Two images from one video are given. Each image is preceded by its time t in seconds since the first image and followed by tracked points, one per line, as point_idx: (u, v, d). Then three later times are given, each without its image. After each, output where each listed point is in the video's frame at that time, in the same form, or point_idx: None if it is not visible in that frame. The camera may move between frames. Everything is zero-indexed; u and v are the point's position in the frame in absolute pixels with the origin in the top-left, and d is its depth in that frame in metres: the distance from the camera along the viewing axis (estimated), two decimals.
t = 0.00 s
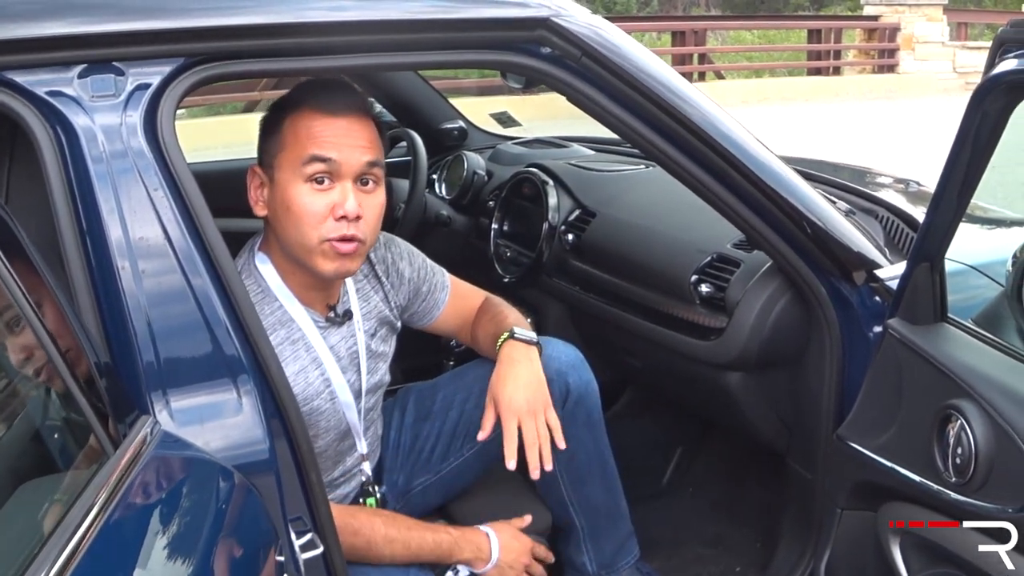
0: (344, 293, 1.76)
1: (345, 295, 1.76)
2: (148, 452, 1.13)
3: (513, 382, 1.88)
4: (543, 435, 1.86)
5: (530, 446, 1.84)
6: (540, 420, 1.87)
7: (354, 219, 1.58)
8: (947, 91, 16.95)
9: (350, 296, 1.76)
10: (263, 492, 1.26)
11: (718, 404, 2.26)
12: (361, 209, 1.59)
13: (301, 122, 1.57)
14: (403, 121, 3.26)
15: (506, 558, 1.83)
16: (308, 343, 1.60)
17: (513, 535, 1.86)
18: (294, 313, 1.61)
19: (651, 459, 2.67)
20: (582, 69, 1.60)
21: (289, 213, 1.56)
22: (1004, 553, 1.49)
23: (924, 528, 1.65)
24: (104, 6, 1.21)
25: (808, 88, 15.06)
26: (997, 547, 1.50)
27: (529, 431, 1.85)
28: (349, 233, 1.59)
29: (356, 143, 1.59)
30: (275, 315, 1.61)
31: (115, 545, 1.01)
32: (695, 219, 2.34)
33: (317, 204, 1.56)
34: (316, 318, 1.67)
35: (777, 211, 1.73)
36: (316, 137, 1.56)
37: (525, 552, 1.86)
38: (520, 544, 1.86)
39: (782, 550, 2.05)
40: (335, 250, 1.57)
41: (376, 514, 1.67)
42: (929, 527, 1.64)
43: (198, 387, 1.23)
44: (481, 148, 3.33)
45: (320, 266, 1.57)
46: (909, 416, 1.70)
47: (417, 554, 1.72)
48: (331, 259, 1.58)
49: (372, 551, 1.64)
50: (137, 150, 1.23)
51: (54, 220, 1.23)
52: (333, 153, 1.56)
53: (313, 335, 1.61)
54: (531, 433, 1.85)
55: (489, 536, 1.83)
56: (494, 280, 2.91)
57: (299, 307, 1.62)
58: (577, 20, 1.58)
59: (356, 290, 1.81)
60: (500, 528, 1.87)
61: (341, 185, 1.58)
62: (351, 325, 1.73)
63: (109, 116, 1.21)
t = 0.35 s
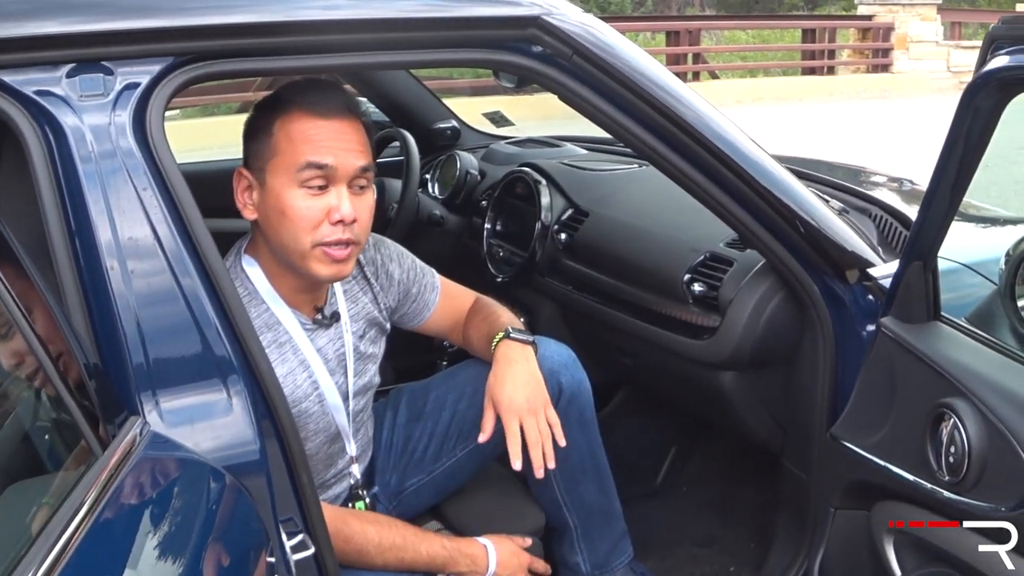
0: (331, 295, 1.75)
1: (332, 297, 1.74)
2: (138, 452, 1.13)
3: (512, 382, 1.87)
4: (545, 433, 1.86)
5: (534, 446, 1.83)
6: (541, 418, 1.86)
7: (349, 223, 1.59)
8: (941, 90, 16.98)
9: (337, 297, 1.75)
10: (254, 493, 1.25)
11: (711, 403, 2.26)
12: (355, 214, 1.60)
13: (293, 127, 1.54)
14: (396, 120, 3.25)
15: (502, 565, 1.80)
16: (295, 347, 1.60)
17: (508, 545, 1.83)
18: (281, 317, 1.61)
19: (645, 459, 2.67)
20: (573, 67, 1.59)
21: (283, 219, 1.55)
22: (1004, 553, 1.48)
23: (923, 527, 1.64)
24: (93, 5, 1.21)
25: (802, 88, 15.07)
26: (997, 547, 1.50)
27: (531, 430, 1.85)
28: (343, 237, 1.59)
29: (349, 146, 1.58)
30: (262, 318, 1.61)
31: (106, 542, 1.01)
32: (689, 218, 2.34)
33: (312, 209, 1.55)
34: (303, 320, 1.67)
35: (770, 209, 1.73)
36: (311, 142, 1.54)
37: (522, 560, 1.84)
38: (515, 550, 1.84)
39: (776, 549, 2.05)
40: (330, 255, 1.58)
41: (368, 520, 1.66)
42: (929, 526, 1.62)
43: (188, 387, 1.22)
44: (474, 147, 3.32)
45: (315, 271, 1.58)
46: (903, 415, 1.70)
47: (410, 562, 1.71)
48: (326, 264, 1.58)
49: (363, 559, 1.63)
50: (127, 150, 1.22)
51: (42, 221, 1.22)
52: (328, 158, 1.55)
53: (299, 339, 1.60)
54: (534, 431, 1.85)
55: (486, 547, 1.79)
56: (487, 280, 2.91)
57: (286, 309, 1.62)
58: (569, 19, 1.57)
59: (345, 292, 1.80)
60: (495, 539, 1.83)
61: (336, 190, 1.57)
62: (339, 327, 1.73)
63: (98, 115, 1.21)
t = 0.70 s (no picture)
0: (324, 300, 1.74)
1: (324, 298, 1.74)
2: (135, 456, 1.12)
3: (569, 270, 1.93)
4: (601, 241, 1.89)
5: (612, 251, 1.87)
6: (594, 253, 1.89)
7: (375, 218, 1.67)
8: (937, 90, 17.00)
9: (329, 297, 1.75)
10: (251, 497, 1.25)
11: (709, 405, 2.25)
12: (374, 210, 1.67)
13: (326, 140, 1.56)
14: (392, 122, 3.25)
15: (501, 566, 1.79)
16: (290, 350, 1.59)
17: (507, 547, 1.82)
18: (275, 319, 1.60)
19: (642, 461, 2.67)
20: (571, 69, 1.59)
21: (330, 231, 1.58)
22: (1005, 553, 1.48)
23: (923, 528, 1.63)
24: (88, 8, 1.20)
25: (798, 89, 15.09)
26: (997, 547, 1.49)
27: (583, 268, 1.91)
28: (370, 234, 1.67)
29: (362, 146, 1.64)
30: (258, 323, 1.60)
31: (103, 545, 1.00)
32: (686, 220, 2.34)
33: (353, 216, 1.60)
34: (297, 323, 1.66)
35: (767, 211, 1.72)
36: (344, 153, 1.58)
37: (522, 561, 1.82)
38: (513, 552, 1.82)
39: (774, 551, 2.05)
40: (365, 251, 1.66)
41: (367, 523, 1.66)
42: (929, 527, 1.62)
43: (186, 391, 1.22)
44: (471, 149, 3.32)
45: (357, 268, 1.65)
46: (901, 416, 1.70)
47: (409, 565, 1.71)
48: (358, 259, 1.66)
49: (360, 561, 1.63)
50: (123, 153, 1.21)
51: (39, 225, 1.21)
52: (359, 165, 1.60)
53: (294, 342, 1.59)
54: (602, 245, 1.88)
55: (483, 549, 1.79)
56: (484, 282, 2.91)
57: (282, 314, 1.61)
58: (566, 21, 1.57)
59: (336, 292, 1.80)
60: (493, 542, 1.82)
61: (363, 192, 1.63)
62: (331, 329, 1.71)
63: (94, 119, 1.20)
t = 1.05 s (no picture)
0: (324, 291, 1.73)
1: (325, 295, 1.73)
2: (137, 456, 1.12)
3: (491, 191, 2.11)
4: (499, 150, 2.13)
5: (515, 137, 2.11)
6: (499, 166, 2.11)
7: (357, 238, 1.58)
8: (936, 91, 17.01)
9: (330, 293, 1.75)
10: (253, 496, 1.25)
11: (709, 406, 2.26)
12: (360, 228, 1.59)
13: (301, 149, 1.50)
14: (393, 122, 3.26)
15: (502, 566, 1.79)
16: (292, 345, 1.59)
17: (507, 546, 1.82)
18: (278, 317, 1.60)
19: (642, 461, 2.67)
20: (572, 68, 1.59)
21: (294, 241, 1.53)
22: (1005, 553, 1.49)
23: (922, 527, 1.64)
24: (88, 7, 1.20)
25: (797, 90, 15.10)
26: (997, 547, 1.50)
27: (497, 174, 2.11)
28: (350, 252, 1.59)
29: (354, 162, 1.56)
30: (260, 321, 1.60)
31: (106, 545, 1.00)
32: (686, 220, 2.34)
33: (323, 230, 1.54)
34: (299, 319, 1.66)
35: (768, 211, 1.73)
36: (319, 166, 1.51)
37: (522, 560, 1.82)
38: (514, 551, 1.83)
39: (774, 552, 2.05)
40: (341, 270, 1.58)
41: (368, 522, 1.65)
42: (928, 526, 1.63)
43: (188, 391, 1.22)
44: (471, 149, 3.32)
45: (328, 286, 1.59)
46: (903, 417, 1.70)
47: (409, 564, 1.71)
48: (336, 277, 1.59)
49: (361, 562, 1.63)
50: (125, 151, 1.21)
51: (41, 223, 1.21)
52: (336, 180, 1.52)
53: (297, 338, 1.60)
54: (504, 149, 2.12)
55: (484, 548, 1.79)
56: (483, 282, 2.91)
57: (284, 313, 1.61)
58: (567, 20, 1.57)
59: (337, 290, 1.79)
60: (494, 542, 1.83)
61: (343, 208, 1.55)
62: (331, 324, 1.72)
63: (96, 117, 1.20)
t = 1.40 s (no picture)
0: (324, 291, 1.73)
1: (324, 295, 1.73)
2: (135, 460, 1.12)
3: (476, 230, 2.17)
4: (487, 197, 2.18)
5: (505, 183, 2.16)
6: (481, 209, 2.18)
7: (325, 239, 1.55)
8: (935, 92, 17.02)
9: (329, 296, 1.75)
10: (252, 500, 1.25)
11: (709, 408, 2.25)
12: (331, 229, 1.55)
13: (268, 145, 1.50)
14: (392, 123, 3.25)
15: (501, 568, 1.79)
16: (292, 346, 1.59)
17: (506, 549, 1.82)
18: (276, 319, 1.60)
19: (642, 462, 2.67)
20: (572, 70, 1.58)
21: (260, 236, 1.53)
22: (1005, 553, 1.48)
23: (922, 528, 1.64)
24: (86, 8, 1.19)
25: (796, 91, 15.12)
26: (997, 547, 1.49)
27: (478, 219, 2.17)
28: (320, 253, 1.56)
29: (325, 162, 1.52)
30: (258, 320, 1.60)
31: (104, 547, 1.00)
32: (686, 222, 2.34)
33: (287, 227, 1.52)
34: (298, 319, 1.66)
35: (768, 213, 1.72)
36: (284, 162, 1.50)
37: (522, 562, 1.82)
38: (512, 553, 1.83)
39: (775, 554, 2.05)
40: (307, 270, 1.56)
41: (368, 525, 1.64)
42: (929, 527, 1.62)
43: (187, 394, 1.21)
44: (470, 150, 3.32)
45: (295, 285, 1.57)
46: (904, 419, 1.69)
47: (408, 568, 1.69)
48: (304, 278, 1.57)
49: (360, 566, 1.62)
50: (123, 154, 1.21)
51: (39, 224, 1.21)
52: (299, 178, 1.50)
53: (296, 338, 1.60)
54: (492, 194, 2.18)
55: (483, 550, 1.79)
56: (483, 283, 2.90)
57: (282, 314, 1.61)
58: (567, 22, 1.56)
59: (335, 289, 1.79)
60: (494, 544, 1.82)
61: (310, 208, 1.53)
62: (330, 325, 1.72)
63: (94, 119, 1.20)
